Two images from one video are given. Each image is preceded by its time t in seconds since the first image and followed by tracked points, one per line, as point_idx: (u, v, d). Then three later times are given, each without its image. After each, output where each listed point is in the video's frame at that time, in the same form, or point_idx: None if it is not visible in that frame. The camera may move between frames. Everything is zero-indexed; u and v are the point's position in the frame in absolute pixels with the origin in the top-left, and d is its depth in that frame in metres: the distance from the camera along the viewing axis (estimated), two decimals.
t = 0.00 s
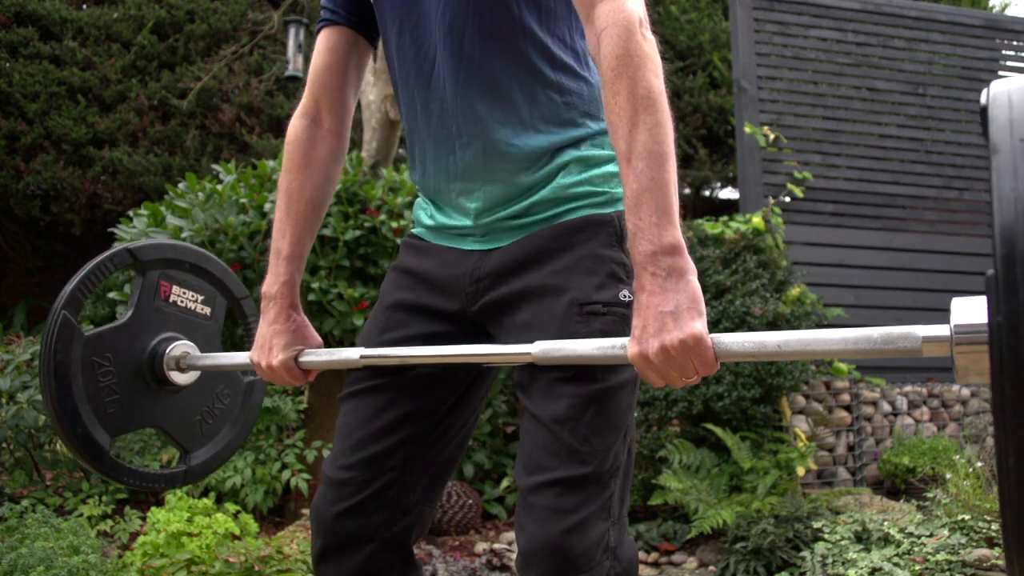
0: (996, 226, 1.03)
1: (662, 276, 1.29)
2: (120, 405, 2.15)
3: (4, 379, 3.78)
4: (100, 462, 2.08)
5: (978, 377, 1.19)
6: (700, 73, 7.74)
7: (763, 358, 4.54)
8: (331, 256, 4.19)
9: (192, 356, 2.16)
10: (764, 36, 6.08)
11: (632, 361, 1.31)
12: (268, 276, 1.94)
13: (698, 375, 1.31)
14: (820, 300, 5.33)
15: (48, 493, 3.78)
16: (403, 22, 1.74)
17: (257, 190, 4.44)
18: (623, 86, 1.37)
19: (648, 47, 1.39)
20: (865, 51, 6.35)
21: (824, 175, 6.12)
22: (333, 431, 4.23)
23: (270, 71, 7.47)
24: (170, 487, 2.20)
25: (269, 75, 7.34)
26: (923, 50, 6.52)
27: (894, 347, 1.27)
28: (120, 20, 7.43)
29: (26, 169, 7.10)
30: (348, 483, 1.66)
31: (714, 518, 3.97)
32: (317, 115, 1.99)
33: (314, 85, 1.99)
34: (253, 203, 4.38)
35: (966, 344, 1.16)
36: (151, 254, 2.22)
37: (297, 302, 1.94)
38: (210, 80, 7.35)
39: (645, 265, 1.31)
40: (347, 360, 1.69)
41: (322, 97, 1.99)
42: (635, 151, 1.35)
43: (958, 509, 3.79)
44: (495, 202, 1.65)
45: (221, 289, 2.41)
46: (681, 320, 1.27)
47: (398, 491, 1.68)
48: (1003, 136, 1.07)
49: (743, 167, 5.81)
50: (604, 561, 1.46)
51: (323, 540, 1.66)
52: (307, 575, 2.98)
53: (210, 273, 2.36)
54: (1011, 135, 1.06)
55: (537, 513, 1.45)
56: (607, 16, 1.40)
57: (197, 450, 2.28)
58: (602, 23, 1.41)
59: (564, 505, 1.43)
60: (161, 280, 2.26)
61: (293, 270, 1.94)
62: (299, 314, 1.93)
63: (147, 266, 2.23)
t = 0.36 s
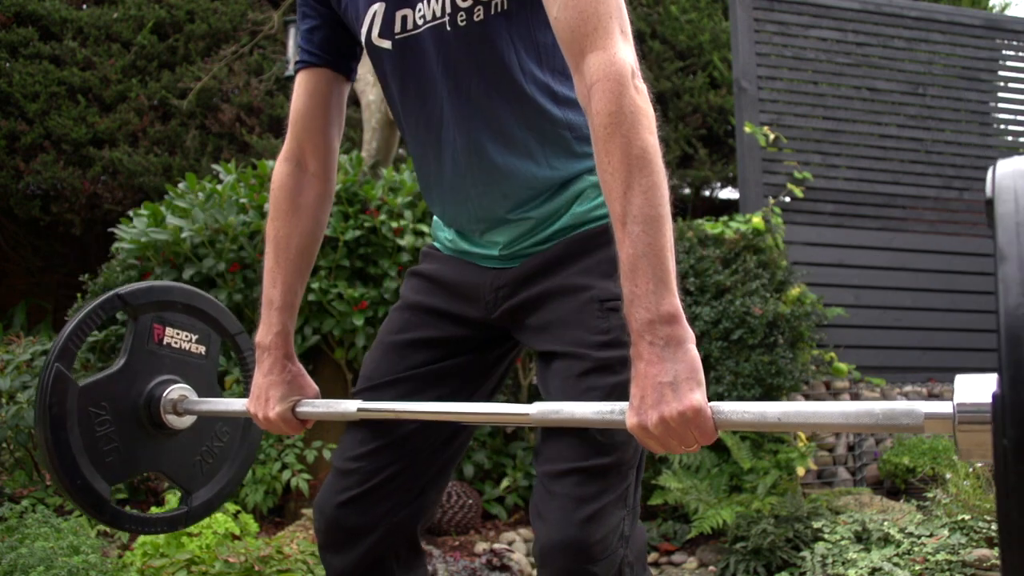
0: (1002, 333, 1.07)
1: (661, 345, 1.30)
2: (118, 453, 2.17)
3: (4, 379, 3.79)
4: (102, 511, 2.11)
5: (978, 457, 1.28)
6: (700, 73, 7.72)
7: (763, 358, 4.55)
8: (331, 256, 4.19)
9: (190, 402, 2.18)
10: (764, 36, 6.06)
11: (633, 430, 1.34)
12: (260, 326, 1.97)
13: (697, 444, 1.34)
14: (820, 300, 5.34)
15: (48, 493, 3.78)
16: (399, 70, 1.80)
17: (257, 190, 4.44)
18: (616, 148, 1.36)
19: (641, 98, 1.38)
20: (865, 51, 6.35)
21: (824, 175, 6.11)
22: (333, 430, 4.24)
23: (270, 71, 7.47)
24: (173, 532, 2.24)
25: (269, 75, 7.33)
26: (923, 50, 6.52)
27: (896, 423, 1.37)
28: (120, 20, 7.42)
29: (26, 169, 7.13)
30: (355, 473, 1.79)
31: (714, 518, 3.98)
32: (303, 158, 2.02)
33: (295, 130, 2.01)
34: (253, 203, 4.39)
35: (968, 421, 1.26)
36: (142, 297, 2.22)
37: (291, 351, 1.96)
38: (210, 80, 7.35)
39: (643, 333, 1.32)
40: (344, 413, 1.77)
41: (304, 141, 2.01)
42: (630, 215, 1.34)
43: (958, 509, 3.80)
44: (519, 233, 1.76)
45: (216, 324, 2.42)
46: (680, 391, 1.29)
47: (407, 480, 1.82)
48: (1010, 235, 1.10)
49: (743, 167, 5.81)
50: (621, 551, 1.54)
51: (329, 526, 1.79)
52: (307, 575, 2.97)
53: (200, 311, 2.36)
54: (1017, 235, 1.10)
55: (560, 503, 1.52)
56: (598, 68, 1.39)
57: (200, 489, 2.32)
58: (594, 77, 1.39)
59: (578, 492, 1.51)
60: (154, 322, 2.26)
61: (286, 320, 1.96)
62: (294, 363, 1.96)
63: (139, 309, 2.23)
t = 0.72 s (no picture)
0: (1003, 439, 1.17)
1: (655, 415, 1.34)
2: (113, 501, 2.28)
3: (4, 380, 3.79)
4: (98, 560, 2.22)
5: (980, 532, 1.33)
6: (700, 73, 7.71)
7: (763, 358, 4.56)
8: (331, 256, 4.20)
9: (183, 448, 2.29)
10: (764, 36, 6.05)
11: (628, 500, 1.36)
12: (251, 377, 2.05)
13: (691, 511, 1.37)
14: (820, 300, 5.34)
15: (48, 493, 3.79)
16: (400, 115, 1.86)
17: (256, 190, 4.44)
18: (610, 212, 1.38)
19: (635, 157, 1.40)
20: (865, 51, 6.35)
21: (824, 175, 6.11)
22: (334, 430, 4.26)
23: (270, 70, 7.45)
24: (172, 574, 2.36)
25: (270, 74, 7.32)
26: (923, 50, 6.52)
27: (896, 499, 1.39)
28: (120, 20, 7.39)
29: (27, 169, 7.15)
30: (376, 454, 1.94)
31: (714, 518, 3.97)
32: (287, 207, 2.08)
33: (279, 180, 2.07)
34: (253, 203, 4.39)
35: (967, 498, 1.31)
36: (131, 345, 2.31)
37: (283, 404, 2.05)
38: (210, 80, 7.35)
39: (637, 402, 1.35)
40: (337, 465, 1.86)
41: (287, 193, 2.08)
42: (624, 279, 1.37)
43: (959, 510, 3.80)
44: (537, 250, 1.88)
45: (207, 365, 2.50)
46: (674, 461, 1.32)
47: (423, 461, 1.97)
48: (1009, 345, 1.18)
49: (743, 167, 5.81)
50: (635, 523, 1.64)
51: (346, 505, 1.93)
52: None
53: (189, 350, 2.45)
54: (1017, 345, 1.17)
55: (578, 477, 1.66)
56: (591, 127, 1.41)
57: (197, 531, 2.43)
58: (587, 135, 1.41)
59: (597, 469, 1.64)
60: (145, 368, 2.35)
61: (275, 372, 2.04)
62: (286, 416, 2.04)
63: (129, 357, 2.32)
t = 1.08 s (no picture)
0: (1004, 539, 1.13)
1: (647, 489, 1.29)
2: (102, 552, 2.26)
3: (4, 379, 3.78)
4: None
5: None
6: (700, 73, 7.72)
7: (763, 358, 4.56)
8: (331, 256, 4.20)
9: (172, 498, 2.27)
10: (764, 36, 6.05)
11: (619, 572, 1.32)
12: (242, 432, 2.01)
13: None
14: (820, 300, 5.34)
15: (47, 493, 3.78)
16: (399, 167, 1.82)
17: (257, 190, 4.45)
18: (600, 277, 1.33)
19: (626, 224, 1.36)
20: (865, 51, 6.35)
21: (824, 175, 6.11)
22: (333, 431, 4.26)
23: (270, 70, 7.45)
24: None
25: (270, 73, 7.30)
26: (923, 50, 6.53)
27: None
28: (120, 20, 7.37)
29: (27, 169, 7.16)
30: (380, 444, 1.95)
31: (714, 518, 3.97)
32: (275, 260, 2.01)
33: (266, 233, 2.00)
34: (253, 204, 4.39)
35: None
36: (119, 393, 2.28)
37: (273, 458, 2.00)
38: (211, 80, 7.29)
39: (629, 474, 1.31)
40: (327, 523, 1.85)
41: (273, 245, 2.00)
42: (615, 351, 1.32)
43: (958, 510, 3.82)
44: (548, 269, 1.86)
45: (197, 409, 2.45)
46: (666, 538, 1.27)
47: (424, 455, 1.96)
48: (1009, 453, 1.12)
49: (743, 167, 5.81)
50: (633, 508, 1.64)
51: (347, 495, 1.94)
52: None
53: (180, 396, 2.40)
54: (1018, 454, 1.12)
55: (579, 468, 1.65)
56: (579, 193, 1.37)
57: None
58: (576, 201, 1.37)
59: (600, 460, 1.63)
60: (134, 416, 2.33)
61: (266, 428, 2.00)
62: (276, 470, 2.00)
63: (117, 406, 2.29)
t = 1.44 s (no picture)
0: None
1: (640, 569, 1.26)
2: None
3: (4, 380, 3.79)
4: None
5: None
6: (700, 73, 7.70)
7: (763, 358, 4.56)
8: (331, 256, 4.20)
9: (165, 548, 2.21)
10: (764, 36, 6.05)
11: None
12: (234, 487, 1.94)
13: None
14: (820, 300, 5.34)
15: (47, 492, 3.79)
16: (401, 218, 1.79)
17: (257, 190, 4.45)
18: (593, 355, 1.26)
19: (622, 299, 1.29)
20: (865, 51, 6.35)
21: (824, 175, 6.11)
22: (333, 431, 4.25)
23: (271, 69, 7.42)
24: None
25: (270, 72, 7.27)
26: (923, 51, 6.53)
27: None
28: (120, 20, 7.37)
29: (27, 169, 7.17)
30: (375, 440, 1.93)
31: (714, 518, 3.97)
32: (267, 316, 1.96)
33: (257, 288, 1.94)
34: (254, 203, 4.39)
35: None
36: (113, 441, 2.22)
37: (266, 515, 1.95)
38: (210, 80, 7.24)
39: (622, 553, 1.27)
40: None
41: (265, 299, 1.95)
42: (607, 430, 1.26)
43: (958, 509, 3.82)
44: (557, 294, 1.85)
45: (192, 454, 2.38)
46: None
47: (418, 454, 1.94)
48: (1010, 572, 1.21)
49: (744, 167, 5.81)
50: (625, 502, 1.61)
51: (338, 487, 1.90)
52: None
53: (174, 444, 2.34)
54: None
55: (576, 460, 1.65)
56: (572, 266, 1.29)
57: None
58: (568, 275, 1.30)
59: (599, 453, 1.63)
60: (127, 464, 2.26)
61: (259, 485, 1.94)
62: (269, 527, 1.95)
63: (111, 454, 2.22)
